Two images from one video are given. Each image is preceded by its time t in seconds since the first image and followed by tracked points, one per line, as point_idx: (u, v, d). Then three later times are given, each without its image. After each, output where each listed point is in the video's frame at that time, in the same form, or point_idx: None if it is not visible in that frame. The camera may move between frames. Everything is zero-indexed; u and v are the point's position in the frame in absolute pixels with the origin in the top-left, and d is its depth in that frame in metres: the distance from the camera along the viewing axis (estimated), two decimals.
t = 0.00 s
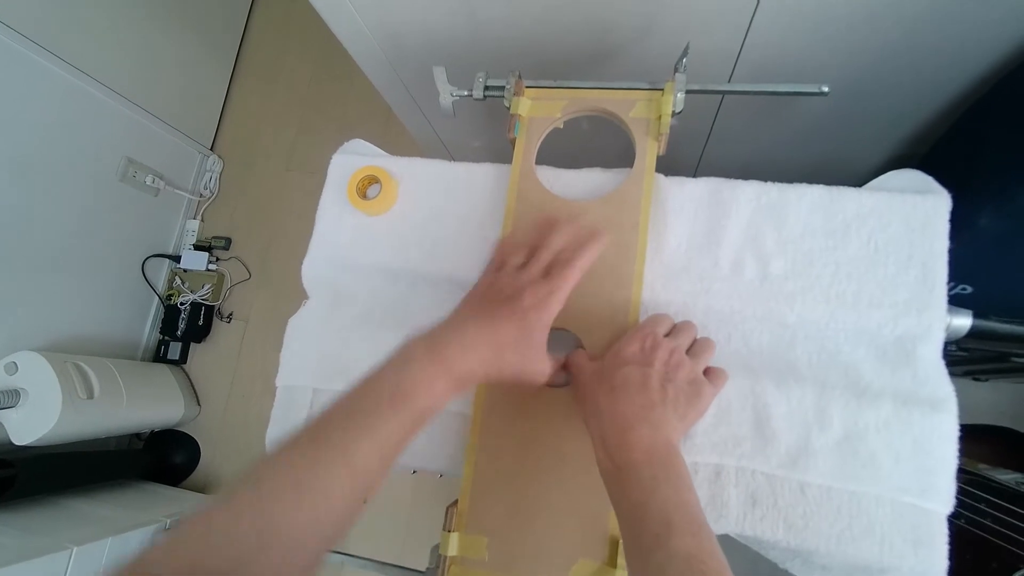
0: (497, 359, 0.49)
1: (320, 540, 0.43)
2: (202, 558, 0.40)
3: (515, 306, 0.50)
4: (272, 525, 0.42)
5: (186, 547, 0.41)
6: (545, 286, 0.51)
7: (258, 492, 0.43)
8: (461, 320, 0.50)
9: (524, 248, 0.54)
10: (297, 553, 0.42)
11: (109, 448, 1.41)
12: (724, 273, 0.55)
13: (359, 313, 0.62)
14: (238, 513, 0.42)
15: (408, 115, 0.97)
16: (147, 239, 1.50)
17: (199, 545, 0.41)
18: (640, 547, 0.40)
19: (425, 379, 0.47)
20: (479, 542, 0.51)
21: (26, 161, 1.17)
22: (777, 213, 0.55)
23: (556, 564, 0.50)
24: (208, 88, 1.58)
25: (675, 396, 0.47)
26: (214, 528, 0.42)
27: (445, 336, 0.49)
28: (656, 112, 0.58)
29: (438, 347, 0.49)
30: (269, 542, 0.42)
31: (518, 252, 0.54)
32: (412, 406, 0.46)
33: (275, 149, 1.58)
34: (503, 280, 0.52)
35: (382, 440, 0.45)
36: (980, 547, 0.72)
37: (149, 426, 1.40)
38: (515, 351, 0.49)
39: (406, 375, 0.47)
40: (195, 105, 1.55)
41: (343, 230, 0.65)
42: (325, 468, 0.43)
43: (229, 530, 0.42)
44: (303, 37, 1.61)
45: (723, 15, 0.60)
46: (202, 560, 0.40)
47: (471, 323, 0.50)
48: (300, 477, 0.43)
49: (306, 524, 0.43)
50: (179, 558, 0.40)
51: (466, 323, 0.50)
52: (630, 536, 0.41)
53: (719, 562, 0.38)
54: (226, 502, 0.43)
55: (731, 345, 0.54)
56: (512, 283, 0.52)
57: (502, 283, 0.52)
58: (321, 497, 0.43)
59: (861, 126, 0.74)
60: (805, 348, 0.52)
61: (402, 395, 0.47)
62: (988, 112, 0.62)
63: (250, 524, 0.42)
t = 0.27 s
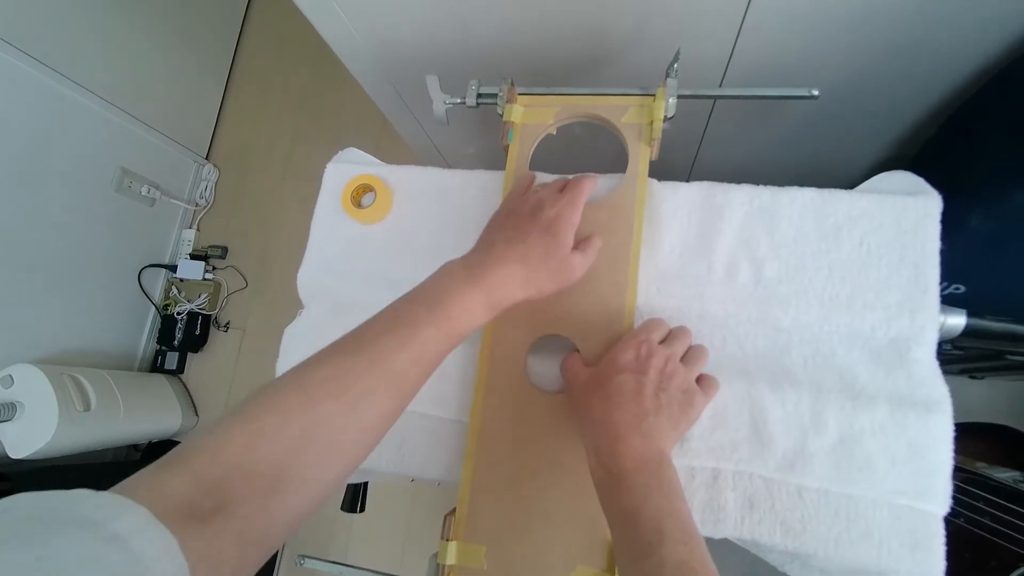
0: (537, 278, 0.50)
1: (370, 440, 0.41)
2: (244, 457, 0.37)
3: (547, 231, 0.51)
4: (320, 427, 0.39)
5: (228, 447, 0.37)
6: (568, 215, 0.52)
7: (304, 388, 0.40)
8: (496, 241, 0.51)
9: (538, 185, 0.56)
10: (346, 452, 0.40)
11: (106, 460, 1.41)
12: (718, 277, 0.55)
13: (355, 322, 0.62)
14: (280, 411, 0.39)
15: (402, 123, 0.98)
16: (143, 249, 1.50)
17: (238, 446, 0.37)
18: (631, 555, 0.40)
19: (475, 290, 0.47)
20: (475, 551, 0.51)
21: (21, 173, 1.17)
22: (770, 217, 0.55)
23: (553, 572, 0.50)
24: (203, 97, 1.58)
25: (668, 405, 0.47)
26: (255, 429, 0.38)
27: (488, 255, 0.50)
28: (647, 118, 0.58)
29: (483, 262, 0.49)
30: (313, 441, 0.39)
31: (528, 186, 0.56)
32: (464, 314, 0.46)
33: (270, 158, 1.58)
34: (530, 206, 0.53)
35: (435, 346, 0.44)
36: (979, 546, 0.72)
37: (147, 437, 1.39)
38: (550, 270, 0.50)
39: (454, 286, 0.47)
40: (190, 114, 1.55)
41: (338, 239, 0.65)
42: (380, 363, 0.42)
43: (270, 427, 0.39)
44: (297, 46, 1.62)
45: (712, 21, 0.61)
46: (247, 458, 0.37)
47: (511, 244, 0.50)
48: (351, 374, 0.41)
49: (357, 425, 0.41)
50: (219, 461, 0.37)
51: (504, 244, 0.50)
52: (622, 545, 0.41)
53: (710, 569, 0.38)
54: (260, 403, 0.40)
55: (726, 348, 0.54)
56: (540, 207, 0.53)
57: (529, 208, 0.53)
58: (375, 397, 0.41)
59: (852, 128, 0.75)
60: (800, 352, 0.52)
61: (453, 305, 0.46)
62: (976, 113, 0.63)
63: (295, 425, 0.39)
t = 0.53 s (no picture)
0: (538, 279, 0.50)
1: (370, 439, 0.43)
2: (246, 456, 0.39)
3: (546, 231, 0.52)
4: (318, 427, 0.41)
5: (233, 445, 0.40)
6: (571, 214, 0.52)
7: (308, 387, 0.42)
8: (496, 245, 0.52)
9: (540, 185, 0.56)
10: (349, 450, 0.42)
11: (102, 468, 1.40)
12: (713, 280, 0.55)
13: (350, 328, 0.62)
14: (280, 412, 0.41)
15: (397, 129, 0.98)
16: (138, 256, 1.50)
17: (239, 447, 0.40)
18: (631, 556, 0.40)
19: (474, 295, 0.48)
20: (473, 554, 0.51)
21: (15, 181, 1.16)
22: (763, 220, 0.55)
23: None
24: (198, 104, 1.58)
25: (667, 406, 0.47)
26: (257, 430, 0.40)
27: (488, 259, 0.51)
28: (641, 122, 0.58)
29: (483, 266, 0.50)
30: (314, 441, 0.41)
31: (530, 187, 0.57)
32: (462, 318, 0.47)
33: (266, 163, 1.58)
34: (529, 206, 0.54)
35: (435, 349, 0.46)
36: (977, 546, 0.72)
37: (143, 444, 1.38)
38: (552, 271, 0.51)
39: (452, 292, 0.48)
40: (185, 120, 1.55)
41: (333, 245, 0.65)
42: (381, 367, 0.44)
43: (270, 428, 0.41)
44: (292, 51, 1.62)
45: (704, 26, 0.61)
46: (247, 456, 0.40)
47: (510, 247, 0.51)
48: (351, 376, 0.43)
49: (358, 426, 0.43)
50: (222, 459, 0.39)
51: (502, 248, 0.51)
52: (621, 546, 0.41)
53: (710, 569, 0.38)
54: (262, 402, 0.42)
55: (722, 351, 0.54)
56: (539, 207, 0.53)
57: (528, 209, 0.54)
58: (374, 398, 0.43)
59: (845, 131, 0.75)
60: (795, 354, 0.52)
61: (451, 309, 0.47)
62: (967, 115, 0.63)
63: (297, 426, 0.41)
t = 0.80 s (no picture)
0: (520, 300, 0.47)
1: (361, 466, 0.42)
2: (240, 495, 0.38)
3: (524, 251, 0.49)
4: (310, 459, 0.40)
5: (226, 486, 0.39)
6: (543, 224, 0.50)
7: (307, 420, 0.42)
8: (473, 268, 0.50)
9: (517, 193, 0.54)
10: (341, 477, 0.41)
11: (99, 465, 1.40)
12: (715, 288, 0.55)
13: (352, 330, 0.62)
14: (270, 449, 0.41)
15: (401, 132, 0.98)
16: (140, 254, 1.50)
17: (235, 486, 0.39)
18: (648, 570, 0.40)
19: (454, 320, 0.46)
20: (471, 562, 0.51)
21: (19, 176, 1.17)
22: (766, 229, 0.55)
23: None
24: (202, 103, 1.58)
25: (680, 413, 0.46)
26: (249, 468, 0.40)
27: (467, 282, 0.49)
28: (645, 130, 0.59)
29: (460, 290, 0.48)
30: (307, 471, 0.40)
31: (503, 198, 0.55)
32: (443, 343, 0.45)
33: (270, 163, 1.58)
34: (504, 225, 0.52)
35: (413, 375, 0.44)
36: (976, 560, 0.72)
37: (141, 442, 1.38)
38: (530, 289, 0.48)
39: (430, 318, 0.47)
40: (190, 119, 1.56)
41: (337, 247, 0.65)
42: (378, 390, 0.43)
43: (266, 463, 0.40)
44: (298, 52, 1.63)
45: (710, 35, 0.61)
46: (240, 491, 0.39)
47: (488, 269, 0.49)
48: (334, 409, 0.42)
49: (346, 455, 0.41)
50: (218, 499, 0.38)
51: (480, 270, 0.50)
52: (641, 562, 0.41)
53: None
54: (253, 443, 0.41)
55: (723, 360, 0.54)
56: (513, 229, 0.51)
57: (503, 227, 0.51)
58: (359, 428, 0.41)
59: (847, 142, 0.76)
60: (796, 364, 0.53)
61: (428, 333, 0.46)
62: (970, 129, 0.63)
63: (297, 455, 0.40)
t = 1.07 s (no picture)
0: (506, 304, 0.47)
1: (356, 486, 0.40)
2: (225, 530, 0.35)
3: (504, 249, 0.49)
4: (300, 480, 0.38)
5: (207, 524, 0.36)
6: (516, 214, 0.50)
7: (314, 421, 0.40)
8: (450, 268, 0.49)
9: (477, 172, 0.53)
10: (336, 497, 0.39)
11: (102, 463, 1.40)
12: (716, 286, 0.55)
13: (354, 325, 0.62)
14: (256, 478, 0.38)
15: (404, 131, 0.98)
16: (145, 253, 1.51)
17: (217, 524, 0.36)
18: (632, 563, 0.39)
19: (443, 325, 0.45)
20: (471, 557, 0.51)
21: (25, 175, 1.18)
22: (767, 227, 0.55)
23: None
24: (207, 103, 1.59)
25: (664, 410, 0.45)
26: (234, 501, 0.37)
27: (448, 281, 0.47)
28: (646, 128, 0.59)
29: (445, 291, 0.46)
30: (299, 493, 0.38)
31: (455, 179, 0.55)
32: (433, 350, 0.44)
33: (274, 164, 1.59)
34: (472, 217, 0.51)
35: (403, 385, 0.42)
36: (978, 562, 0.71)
37: (143, 440, 1.39)
38: (512, 290, 0.47)
39: (415, 322, 0.45)
40: (194, 120, 1.57)
41: (339, 243, 0.65)
42: (371, 397, 0.42)
43: (252, 494, 0.37)
44: (302, 53, 1.63)
45: (711, 35, 0.62)
46: (223, 528, 0.36)
47: (467, 270, 0.48)
48: (319, 425, 0.40)
49: (338, 473, 0.39)
50: (196, 541, 0.35)
51: (458, 270, 0.48)
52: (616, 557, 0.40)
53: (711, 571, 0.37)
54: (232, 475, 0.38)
55: (723, 357, 0.54)
56: (487, 219, 0.51)
57: (473, 220, 0.51)
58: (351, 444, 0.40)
59: (849, 142, 0.76)
60: (796, 362, 0.53)
61: (414, 339, 0.44)
62: (970, 129, 0.64)
63: (309, 456, 0.39)
